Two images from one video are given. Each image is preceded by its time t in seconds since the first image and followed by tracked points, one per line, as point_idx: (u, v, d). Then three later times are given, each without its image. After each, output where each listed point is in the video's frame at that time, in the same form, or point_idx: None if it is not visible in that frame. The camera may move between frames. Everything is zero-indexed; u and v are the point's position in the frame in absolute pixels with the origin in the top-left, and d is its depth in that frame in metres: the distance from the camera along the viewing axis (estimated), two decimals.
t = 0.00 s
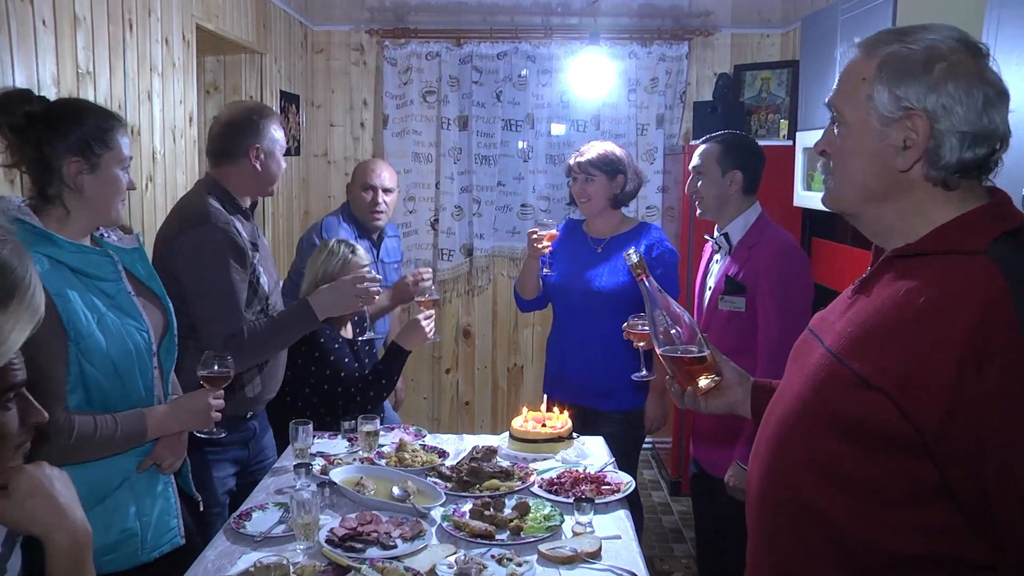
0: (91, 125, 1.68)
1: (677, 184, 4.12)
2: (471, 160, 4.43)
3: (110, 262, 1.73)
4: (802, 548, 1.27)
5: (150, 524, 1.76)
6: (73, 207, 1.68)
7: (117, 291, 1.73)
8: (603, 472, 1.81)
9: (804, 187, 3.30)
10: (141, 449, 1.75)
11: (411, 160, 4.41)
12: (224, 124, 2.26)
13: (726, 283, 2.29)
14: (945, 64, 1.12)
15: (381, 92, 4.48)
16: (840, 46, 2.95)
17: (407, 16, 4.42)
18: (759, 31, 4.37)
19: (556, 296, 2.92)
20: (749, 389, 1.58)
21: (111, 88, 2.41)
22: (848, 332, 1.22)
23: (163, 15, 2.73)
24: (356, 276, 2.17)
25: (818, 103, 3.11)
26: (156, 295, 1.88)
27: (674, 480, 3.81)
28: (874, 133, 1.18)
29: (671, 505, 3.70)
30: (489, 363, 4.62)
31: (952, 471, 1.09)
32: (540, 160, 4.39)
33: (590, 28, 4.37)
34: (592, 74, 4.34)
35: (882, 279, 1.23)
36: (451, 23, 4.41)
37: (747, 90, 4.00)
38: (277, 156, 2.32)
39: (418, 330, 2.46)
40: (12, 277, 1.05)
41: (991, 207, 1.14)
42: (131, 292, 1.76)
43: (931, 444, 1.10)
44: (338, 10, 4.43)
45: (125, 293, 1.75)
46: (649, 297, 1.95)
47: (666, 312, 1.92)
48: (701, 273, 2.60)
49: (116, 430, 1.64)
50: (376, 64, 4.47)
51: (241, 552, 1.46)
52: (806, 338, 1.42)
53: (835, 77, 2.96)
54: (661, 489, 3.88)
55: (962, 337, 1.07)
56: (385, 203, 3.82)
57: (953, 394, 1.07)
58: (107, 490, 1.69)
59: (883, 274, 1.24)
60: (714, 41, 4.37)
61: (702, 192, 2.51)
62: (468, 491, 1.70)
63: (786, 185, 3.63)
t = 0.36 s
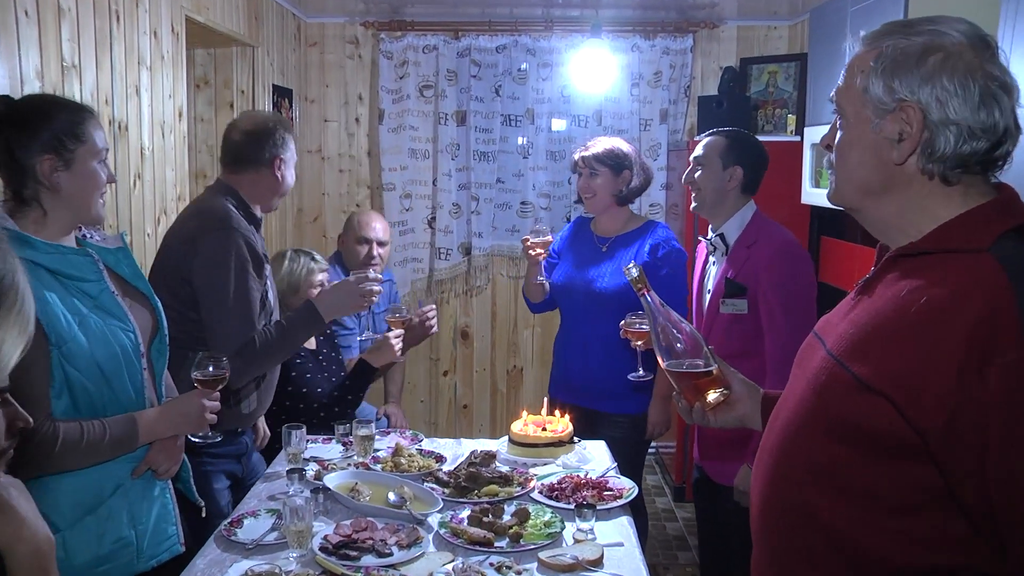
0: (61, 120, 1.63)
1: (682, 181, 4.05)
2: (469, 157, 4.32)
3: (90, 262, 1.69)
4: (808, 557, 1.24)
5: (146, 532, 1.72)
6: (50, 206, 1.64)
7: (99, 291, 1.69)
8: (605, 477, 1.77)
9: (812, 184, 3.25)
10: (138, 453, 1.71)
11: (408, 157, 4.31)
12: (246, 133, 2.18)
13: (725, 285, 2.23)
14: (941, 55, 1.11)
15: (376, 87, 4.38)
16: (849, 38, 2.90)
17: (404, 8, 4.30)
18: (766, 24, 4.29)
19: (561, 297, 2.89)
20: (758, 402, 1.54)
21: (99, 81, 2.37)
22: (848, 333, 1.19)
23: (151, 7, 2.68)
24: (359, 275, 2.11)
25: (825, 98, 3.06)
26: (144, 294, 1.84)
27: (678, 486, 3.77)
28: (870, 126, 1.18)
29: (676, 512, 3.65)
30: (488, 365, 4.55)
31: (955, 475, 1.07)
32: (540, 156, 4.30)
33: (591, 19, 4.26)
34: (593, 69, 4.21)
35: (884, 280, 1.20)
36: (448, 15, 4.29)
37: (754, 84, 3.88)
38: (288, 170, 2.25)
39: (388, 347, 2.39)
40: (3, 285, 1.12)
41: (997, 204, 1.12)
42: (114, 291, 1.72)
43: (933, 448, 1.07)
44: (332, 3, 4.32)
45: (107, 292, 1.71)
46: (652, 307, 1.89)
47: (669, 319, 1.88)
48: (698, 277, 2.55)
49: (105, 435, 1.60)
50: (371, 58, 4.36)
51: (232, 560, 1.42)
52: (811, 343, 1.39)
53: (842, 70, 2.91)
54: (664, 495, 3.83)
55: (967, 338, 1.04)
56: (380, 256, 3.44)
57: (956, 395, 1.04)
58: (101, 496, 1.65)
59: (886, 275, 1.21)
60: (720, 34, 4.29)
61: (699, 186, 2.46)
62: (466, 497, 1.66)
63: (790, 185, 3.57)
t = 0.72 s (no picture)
0: (45, 110, 1.58)
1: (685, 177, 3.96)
2: (465, 152, 4.17)
3: (85, 261, 1.63)
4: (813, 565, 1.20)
5: (139, 540, 1.67)
6: (42, 202, 1.59)
7: (95, 292, 1.64)
8: (605, 482, 1.73)
9: (819, 179, 3.19)
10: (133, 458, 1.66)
11: (402, 153, 4.17)
12: (275, 168, 2.09)
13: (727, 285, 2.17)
14: (947, 44, 1.07)
15: (369, 80, 4.23)
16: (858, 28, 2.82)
17: None
18: (770, 15, 4.12)
19: (561, 296, 2.87)
20: (772, 408, 1.50)
21: (80, 75, 2.32)
22: (853, 334, 1.14)
23: None
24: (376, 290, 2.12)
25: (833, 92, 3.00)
26: (142, 296, 1.78)
27: (681, 491, 3.72)
28: (876, 119, 1.14)
29: (678, 518, 3.61)
30: (484, 366, 4.38)
31: (962, 479, 1.04)
32: (538, 151, 4.16)
33: (592, 11, 4.07)
34: (593, 61, 4.09)
35: (891, 279, 1.16)
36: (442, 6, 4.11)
37: (758, 76, 3.73)
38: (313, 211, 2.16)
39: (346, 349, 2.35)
40: None
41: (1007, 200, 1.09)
42: (110, 292, 1.67)
43: (939, 453, 1.04)
44: None
45: (103, 293, 1.65)
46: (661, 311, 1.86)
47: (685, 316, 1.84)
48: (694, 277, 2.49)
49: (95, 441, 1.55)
50: (364, 51, 4.21)
51: (220, 569, 1.37)
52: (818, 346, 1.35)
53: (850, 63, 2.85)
54: (667, 501, 3.78)
55: (977, 339, 1.01)
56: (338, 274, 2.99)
57: (963, 397, 1.01)
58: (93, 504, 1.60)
59: (893, 274, 1.17)
60: (723, 25, 4.13)
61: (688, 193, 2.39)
62: (462, 503, 1.61)
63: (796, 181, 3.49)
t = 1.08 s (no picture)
0: (56, 107, 1.55)
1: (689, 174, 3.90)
2: (463, 147, 4.10)
3: (79, 260, 1.60)
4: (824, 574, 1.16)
5: (120, 552, 1.63)
6: (39, 196, 1.55)
7: (88, 293, 1.60)
8: (607, 488, 1.68)
9: (828, 175, 3.13)
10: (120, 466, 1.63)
11: (398, 149, 4.11)
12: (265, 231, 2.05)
13: (742, 277, 2.11)
14: (957, 36, 1.04)
15: (363, 72, 4.14)
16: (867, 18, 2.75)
17: None
18: (778, 6, 4.03)
19: (558, 296, 2.83)
20: (782, 411, 1.46)
21: (64, 65, 2.27)
22: (862, 334, 1.11)
23: None
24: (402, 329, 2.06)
25: (841, 85, 2.95)
26: (136, 300, 1.74)
27: (685, 497, 3.67)
28: (884, 114, 1.10)
29: (683, 525, 3.56)
30: (484, 369, 4.33)
31: (975, 483, 1.00)
32: (538, 146, 4.08)
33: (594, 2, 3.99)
34: (595, 54, 3.98)
35: (902, 278, 1.13)
36: None
37: (766, 69, 3.67)
38: (317, 256, 2.12)
39: (318, 357, 2.41)
40: None
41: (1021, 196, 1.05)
42: (103, 294, 1.62)
43: (951, 456, 1.01)
44: None
45: (96, 295, 1.61)
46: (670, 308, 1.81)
47: (695, 315, 1.80)
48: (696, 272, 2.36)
49: (81, 447, 1.51)
50: (358, 42, 4.12)
51: None
52: (826, 347, 1.31)
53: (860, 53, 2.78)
54: (671, 507, 3.73)
55: (988, 339, 0.98)
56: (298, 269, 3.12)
57: (975, 399, 0.98)
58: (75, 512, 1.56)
59: (904, 273, 1.13)
60: (730, 16, 4.05)
61: (720, 177, 2.29)
62: (460, 510, 1.57)
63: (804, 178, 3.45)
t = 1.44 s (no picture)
0: (79, 116, 1.52)
1: (694, 169, 3.84)
2: (461, 142, 4.04)
3: (61, 259, 1.56)
4: None
5: (97, 564, 1.59)
6: (31, 196, 1.50)
7: (69, 293, 1.56)
8: (610, 493, 1.64)
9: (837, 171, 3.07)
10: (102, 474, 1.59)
11: (394, 143, 4.05)
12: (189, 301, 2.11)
13: (761, 277, 2.05)
14: (963, 27, 1.00)
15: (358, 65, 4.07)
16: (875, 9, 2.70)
17: None
18: None
19: (554, 295, 2.79)
20: (787, 409, 1.41)
21: (47, 55, 2.21)
22: (873, 334, 1.11)
23: None
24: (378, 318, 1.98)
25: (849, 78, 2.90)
26: (118, 301, 1.69)
27: (690, 501, 3.62)
28: (891, 110, 1.08)
29: (687, 531, 3.51)
30: (482, 370, 4.26)
31: (988, 487, 0.99)
32: (539, 141, 4.02)
33: None
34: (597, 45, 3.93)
35: (913, 276, 1.12)
36: None
37: (774, 61, 3.54)
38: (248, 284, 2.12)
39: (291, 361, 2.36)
40: None
41: None
42: (84, 295, 1.59)
43: (961, 458, 0.99)
44: None
45: (77, 295, 1.57)
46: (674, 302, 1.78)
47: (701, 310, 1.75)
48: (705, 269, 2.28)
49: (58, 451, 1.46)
50: (353, 33, 4.04)
51: None
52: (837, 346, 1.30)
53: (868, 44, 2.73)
54: (675, 513, 3.68)
55: (1000, 339, 0.97)
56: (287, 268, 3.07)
57: (987, 400, 0.97)
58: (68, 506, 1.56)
59: (916, 271, 1.13)
60: (736, 6, 3.97)
61: (746, 175, 2.19)
62: (458, 516, 1.53)
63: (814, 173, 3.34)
